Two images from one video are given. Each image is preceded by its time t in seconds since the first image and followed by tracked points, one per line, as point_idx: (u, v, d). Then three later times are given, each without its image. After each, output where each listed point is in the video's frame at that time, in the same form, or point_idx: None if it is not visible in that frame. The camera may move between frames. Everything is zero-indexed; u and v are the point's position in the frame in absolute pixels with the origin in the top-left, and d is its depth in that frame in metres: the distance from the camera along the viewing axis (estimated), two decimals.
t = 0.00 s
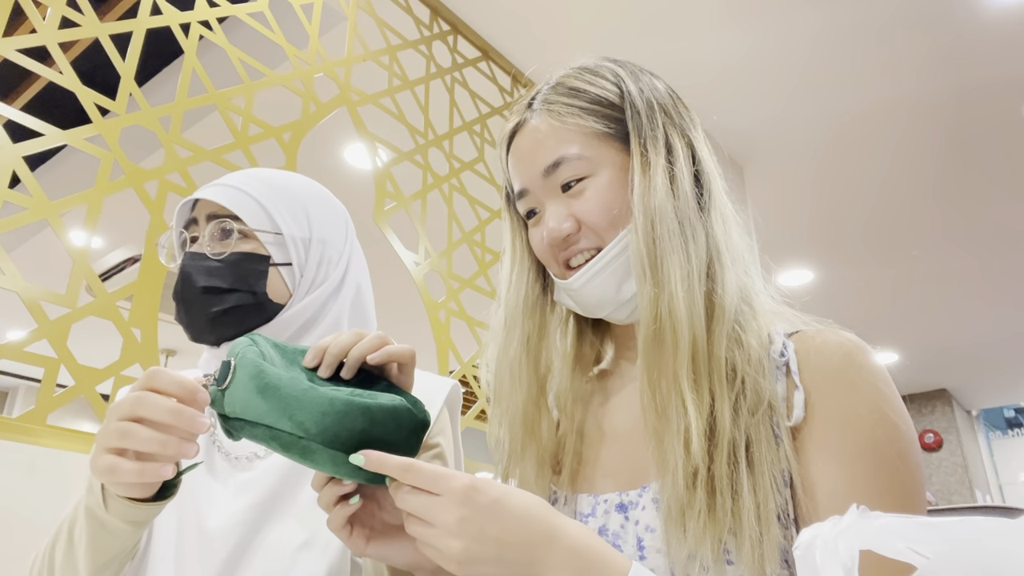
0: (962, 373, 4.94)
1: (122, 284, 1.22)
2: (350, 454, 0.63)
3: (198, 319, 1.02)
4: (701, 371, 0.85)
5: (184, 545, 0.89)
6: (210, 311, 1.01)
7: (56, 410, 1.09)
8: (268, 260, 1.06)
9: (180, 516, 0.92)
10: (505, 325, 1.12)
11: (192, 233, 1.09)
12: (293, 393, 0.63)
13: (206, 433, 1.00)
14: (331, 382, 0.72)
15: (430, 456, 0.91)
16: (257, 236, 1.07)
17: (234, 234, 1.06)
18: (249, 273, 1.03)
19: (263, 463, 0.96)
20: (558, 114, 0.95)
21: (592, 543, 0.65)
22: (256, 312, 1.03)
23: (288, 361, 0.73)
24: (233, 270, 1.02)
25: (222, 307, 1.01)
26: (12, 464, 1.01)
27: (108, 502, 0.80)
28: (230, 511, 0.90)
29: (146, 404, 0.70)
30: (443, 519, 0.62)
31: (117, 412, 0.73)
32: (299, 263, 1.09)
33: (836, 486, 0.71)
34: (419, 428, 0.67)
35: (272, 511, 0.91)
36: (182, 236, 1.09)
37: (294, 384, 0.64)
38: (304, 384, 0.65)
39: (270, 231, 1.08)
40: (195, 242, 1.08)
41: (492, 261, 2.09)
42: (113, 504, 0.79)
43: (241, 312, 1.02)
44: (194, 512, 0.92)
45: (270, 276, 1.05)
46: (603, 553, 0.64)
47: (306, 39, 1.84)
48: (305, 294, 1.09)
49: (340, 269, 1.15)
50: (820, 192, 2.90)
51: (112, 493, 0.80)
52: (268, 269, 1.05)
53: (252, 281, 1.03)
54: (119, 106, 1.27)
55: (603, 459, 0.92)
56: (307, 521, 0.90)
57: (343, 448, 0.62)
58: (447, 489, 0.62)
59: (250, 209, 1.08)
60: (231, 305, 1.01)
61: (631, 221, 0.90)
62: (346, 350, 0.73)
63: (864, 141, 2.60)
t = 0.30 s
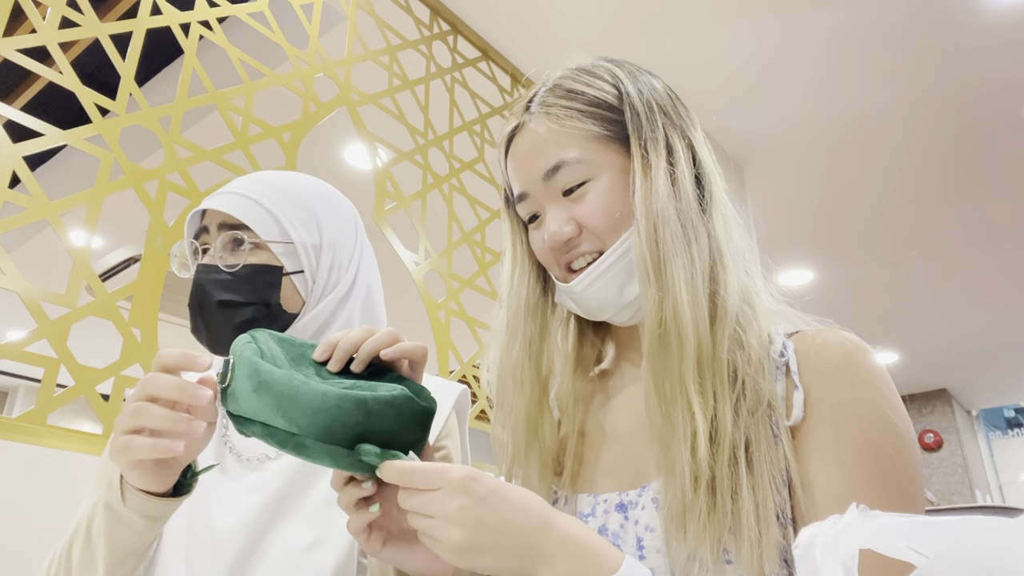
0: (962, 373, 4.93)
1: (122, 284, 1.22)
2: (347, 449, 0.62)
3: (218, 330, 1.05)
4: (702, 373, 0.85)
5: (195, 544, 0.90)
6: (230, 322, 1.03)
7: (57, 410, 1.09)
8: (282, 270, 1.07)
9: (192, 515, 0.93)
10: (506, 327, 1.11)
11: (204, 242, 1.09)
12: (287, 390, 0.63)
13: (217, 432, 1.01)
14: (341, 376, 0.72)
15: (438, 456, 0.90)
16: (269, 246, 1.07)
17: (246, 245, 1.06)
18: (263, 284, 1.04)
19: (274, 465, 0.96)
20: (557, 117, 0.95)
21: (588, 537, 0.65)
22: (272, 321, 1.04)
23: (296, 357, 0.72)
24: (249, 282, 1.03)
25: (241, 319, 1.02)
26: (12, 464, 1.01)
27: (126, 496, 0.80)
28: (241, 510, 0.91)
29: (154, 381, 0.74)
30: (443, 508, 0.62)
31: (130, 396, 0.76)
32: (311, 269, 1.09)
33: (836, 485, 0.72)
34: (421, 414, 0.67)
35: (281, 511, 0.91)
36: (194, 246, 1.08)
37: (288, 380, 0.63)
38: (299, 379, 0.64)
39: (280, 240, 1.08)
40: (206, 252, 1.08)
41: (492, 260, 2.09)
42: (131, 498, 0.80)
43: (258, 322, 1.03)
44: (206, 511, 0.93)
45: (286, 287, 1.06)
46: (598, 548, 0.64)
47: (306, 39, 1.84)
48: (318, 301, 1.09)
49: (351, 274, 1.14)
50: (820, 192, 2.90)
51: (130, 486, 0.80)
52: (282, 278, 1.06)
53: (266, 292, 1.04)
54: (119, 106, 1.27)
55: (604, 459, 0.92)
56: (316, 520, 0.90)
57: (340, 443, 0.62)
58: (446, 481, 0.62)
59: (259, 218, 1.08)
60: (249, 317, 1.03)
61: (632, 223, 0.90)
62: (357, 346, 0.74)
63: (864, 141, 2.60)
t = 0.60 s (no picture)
0: (962, 373, 4.93)
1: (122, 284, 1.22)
2: (341, 465, 0.62)
3: (219, 332, 1.05)
4: (704, 375, 0.85)
5: (201, 545, 0.90)
6: (228, 325, 1.03)
7: (57, 410, 1.09)
8: (282, 273, 1.06)
9: (199, 518, 0.93)
10: (507, 327, 1.11)
11: (206, 244, 1.10)
12: (283, 405, 0.63)
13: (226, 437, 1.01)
14: (343, 377, 0.73)
15: (441, 460, 0.91)
16: (269, 249, 1.07)
17: (246, 247, 1.06)
18: (264, 286, 1.04)
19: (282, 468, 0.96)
20: (557, 118, 0.95)
21: (584, 538, 0.64)
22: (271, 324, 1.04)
23: (297, 361, 0.72)
24: (249, 284, 1.03)
25: (240, 321, 1.03)
26: (13, 464, 1.01)
27: (144, 496, 0.80)
28: (248, 512, 0.91)
29: (174, 378, 0.74)
30: (438, 511, 0.61)
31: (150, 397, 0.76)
32: (312, 273, 1.09)
33: (835, 486, 0.72)
34: (417, 430, 0.66)
35: (286, 514, 0.91)
36: (198, 247, 1.09)
37: (285, 396, 0.64)
38: (296, 394, 0.64)
39: (281, 244, 1.08)
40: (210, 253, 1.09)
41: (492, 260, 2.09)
42: (149, 498, 0.79)
43: (257, 324, 1.03)
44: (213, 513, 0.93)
45: (285, 290, 1.06)
46: (595, 550, 0.63)
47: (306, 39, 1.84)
48: (318, 306, 1.09)
49: (355, 277, 1.13)
50: (819, 192, 2.90)
51: (148, 486, 0.80)
52: (282, 281, 1.06)
53: (266, 295, 1.04)
54: (119, 106, 1.27)
55: (606, 459, 0.92)
56: (321, 523, 0.90)
57: (334, 460, 0.62)
58: (438, 484, 0.61)
59: (259, 221, 1.08)
60: (247, 320, 1.03)
61: (633, 225, 0.90)
62: (361, 349, 0.75)
63: (864, 141, 2.60)
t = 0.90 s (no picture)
0: (962, 373, 4.93)
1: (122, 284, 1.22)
2: (344, 457, 0.62)
3: (220, 330, 1.05)
4: (707, 375, 0.85)
5: (203, 546, 0.90)
6: (227, 323, 1.04)
7: (57, 410, 1.09)
8: (283, 273, 1.06)
9: (201, 519, 0.93)
10: (509, 326, 1.11)
11: (209, 243, 1.10)
12: (286, 396, 0.63)
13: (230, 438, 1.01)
14: (342, 376, 0.73)
15: (441, 460, 0.91)
16: (270, 249, 1.07)
17: (247, 246, 1.06)
18: (264, 286, 1.04)
19: (282, 470, 0.96)
20: (561, 117, 0.95)
21: (583, 540, 0.64)
22: (269, 323, 1.05)
23: (296, 358, 0.73)
24: (249, 284, 1.03)
25: (239, 320, 1.03)
26: (13, 464, 1.01)
27: (146, 498, 0.79)
28: (249, 513, 0.91)
29: (174, 384, 0.74)
30: (436, 514, 0.61)
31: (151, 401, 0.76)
32: (314, 274, 1.09)
33: (835, 485, 0.72)
34: (419, 425, 0.66)
35: (288, 515, 0.91)
36: (200, 246, 1.10)
37: (286, 388, 0.64)
38: (297, 386, 0.64)
39: (282, 244, 1.08)
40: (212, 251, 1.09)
41: (492, 260, 2.09)
42: (151, 501, 0.79)
43: (256, 323, 1.04)
44: (215, 514, 0.93)
45: (286, 290, 1.06)
46: (596, 550, 0.63)
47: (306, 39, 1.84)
48: (319, 305, 1.09)
49: (358, 279, 1.13)
50: (819, 193, 2.90)
51: (150, 489, 0.79)
52: (283, 282, 1.06)
53: (266, 294, 1.04)
54: (119, 106, 1.27)
55: (606, 458, 0.93)
56: (323, 523, 0.90)
57: (338, 451, 0.62)
58: (438, 485, 0.62)
59: (261, 221, 1.08)
60: (246, 318, 1.03)
61: (636, 225, 0.90)
62: (355, 348, 0.74)
63: (863, 141, 2.60)
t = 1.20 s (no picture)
0: (962, 373, 4.93)
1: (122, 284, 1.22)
2: (348, 458, 0.62)
3: (221, 328, 1.06)
4: (710, 378, 0.84)
5: (203, 545, 0.90)
6: (229, 321, 1.04)
7: (57, 410, 1.09)
8: (284, 272, 1.06)
9: (201, 519, 0.93)
10: (510, 328, 1.11)
11: (210, 241, 1.11)
12: (291, 397, 0.62)
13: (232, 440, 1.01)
14: (342, 376, 0.73)
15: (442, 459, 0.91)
16: (272, 247, 1.07)
17: (249, 245, 1.06)
18: (265, 284, 1.04)
19: (282, 470, 0.96)
20: (561, 120, 0.95)
21: (582, 535, 0.64)
22: (271, 321, 1.04)
23: (298, 358, 0.73)
24: (251, 282, 1.03)
25: (240, 318, 1.03)
26: (13, 464, 1.01)
27: (148, 498, 0.78)
28: (250, 512, 0.91)
29: (173, 378, 0.75)
30: (435, 508, 0.61)
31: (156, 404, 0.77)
32: (315, 273, 1.09)
33: (836, 485, 0.72)
34: (423, 426, 0.66)
35: (288, 515, 0.91)
36: (201, 245, 1.10)
37: (291, 388, 0.63)
38: (302, 386, 0.63)
39: (284, 243, 1.08)
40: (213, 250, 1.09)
41: (492, 260, 2.09)
42: (153, 502, 0.78)
43: (257, 322, 1.03)
44: (215, 513, 0.93)
45: (287, 289, 1.06)
46: (593, 547, 0.63)
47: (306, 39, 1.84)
48: (320, 304, 1.09)
49: (358, 279, 1.13)
50: (819, 193, 2.90)
51: (152, 489, 0.78)
52: (283, 280, 1.06)
53: (267, 293, 1.04)
54: (119, 106, 1.27)
55: (608, 457, 0.93)
56: (323, 523, 0.90)
57: (342, 451, 0.62)
58: (437, 480, 0.62)
59: (263, 220, 1.08)
60: (247, 316, 1.03)
61: (638, 228, 0.90)
62: (357, 349, 0.74)
63: (863, 141, 2.60)
